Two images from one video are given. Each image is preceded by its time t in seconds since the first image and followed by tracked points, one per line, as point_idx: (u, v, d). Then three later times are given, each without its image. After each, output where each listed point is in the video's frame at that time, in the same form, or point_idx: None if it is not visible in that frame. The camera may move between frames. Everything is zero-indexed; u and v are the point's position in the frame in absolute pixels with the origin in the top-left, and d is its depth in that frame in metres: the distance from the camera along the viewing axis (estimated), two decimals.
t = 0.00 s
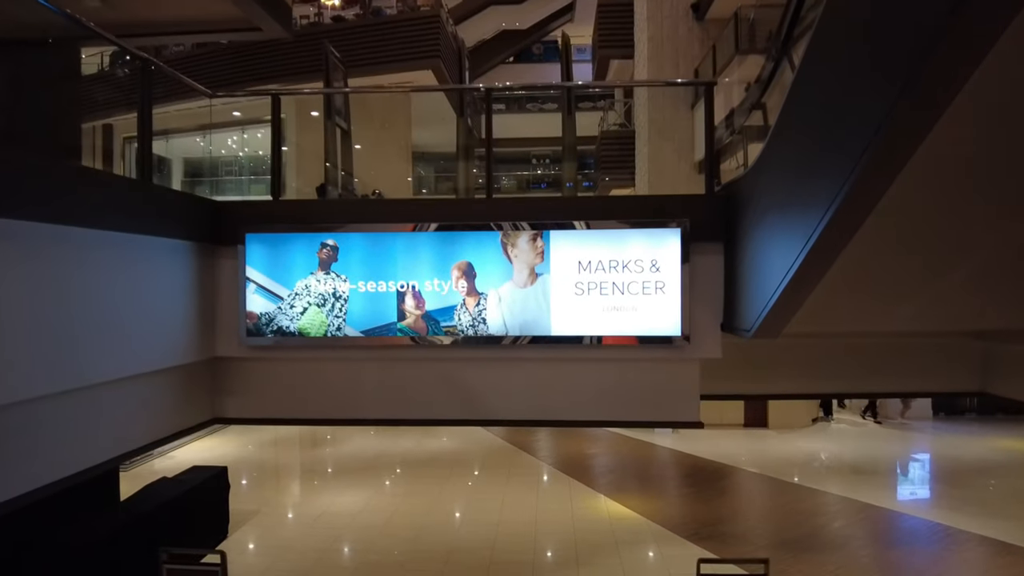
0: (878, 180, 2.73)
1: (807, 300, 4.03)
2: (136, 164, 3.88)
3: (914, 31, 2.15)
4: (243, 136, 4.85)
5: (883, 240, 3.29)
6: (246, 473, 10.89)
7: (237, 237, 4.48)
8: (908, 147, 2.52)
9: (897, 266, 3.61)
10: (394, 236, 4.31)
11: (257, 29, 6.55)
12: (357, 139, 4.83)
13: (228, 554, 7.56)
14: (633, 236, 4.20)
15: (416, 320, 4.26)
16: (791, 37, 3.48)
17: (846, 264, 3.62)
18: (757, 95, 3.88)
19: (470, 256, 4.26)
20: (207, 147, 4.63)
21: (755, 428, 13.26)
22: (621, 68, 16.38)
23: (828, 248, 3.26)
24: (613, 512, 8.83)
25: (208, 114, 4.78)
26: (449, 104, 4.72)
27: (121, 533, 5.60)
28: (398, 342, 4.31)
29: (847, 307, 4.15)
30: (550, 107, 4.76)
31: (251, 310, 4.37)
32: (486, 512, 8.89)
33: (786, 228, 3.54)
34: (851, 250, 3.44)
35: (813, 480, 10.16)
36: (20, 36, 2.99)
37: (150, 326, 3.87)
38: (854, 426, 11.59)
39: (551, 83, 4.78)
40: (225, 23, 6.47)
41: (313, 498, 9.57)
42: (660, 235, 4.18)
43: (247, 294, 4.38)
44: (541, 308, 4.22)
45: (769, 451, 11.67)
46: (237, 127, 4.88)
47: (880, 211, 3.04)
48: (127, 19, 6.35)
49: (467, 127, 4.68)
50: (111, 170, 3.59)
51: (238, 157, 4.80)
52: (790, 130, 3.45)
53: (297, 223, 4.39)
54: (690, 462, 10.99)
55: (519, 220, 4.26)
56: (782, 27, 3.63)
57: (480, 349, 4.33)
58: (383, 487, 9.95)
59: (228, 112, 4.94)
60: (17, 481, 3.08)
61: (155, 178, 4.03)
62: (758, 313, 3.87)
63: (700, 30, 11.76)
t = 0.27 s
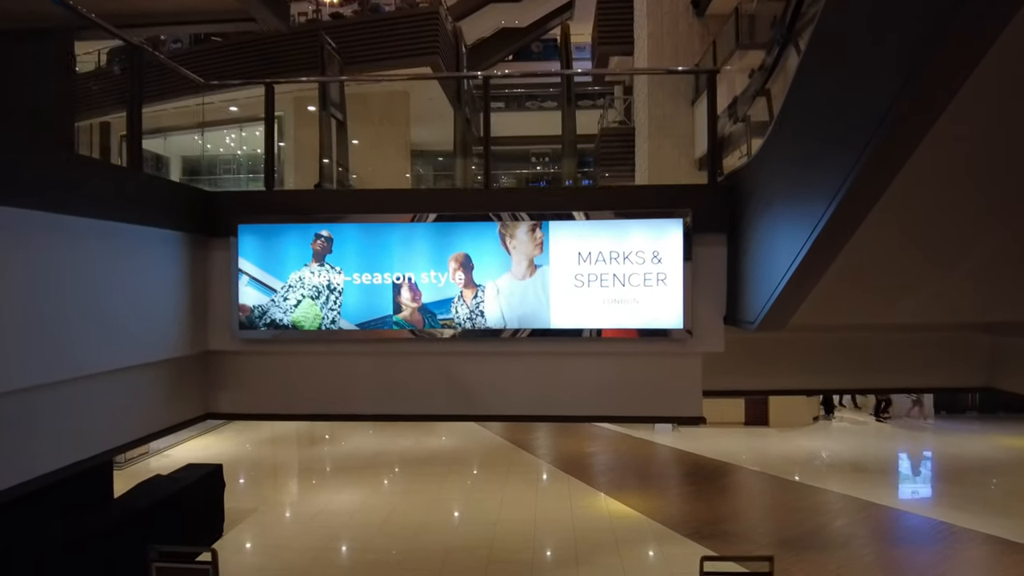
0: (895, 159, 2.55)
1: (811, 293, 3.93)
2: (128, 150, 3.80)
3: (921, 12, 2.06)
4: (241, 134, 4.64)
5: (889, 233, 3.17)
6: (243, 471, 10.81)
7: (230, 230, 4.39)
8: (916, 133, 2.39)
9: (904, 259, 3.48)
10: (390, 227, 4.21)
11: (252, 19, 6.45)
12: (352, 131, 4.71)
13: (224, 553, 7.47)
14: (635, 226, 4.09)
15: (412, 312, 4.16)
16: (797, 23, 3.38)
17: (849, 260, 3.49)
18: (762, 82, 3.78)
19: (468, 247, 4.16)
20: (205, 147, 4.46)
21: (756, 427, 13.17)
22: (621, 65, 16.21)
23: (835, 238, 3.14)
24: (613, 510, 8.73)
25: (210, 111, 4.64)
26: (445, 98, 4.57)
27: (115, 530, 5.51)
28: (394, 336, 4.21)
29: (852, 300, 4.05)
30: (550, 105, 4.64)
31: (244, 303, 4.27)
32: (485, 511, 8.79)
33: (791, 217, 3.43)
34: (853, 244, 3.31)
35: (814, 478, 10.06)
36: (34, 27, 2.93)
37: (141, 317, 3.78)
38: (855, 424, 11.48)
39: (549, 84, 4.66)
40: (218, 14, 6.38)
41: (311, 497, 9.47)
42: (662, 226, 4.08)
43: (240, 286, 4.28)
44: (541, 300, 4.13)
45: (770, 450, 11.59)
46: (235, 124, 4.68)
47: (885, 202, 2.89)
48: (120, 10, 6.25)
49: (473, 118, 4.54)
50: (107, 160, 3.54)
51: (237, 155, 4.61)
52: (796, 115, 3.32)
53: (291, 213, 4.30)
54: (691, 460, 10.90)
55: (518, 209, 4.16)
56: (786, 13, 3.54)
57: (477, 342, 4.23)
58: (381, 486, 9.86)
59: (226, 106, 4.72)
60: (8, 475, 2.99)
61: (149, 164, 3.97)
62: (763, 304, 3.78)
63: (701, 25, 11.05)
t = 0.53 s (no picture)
0: (893, 161, 2.55)
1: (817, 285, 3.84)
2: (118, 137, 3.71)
3: None
4: (239, 132, 4.48)
5: (898, 224, 3.06)
6: (241, 469, 10.73)
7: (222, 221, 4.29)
8: (930, 116, 2.28)
9: (912, 251, 3.38)
10: (385, 218, 4.11)
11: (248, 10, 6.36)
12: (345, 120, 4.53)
13: (219, 551, 7.38)
14: (636, 217, 4.00)
15: (408, 305, 4.07)
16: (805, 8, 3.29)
17: (854, 251, 3.38)
18: (766, 70, 3.69)
19: (465, 239, 4.07)
20: (201, 145, 4.38)
21: (757, 425, 13.09)
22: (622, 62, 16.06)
23: (843, 227, 3.04)
24: (613, 508, 8.64)
25: (208, 109, 4.53)
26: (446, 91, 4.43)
27: (109, 527, 5.44)
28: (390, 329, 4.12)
29: (858, 293, 3.95)
30: (550, 103, 4.50)
31: (236, 295, 4.18)
32: (484, 510, 8.70)
33: (797, 205, 3.32)
34: (859, 234, 3.21)
35: (815, 476, 9.99)
36: (25, 17, 2.84)
37: (132, 308, 3.70)
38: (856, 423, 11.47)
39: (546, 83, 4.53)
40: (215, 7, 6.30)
41: (309, 495, 9.40)
42: (664, 216, 3.99)
43: (232, 278, 4.19)
44: (540, 293, 4.03)
45: (771, 448, 11.50)
46: (235, 122, 4.55)
47: (892, 193, 2.79)
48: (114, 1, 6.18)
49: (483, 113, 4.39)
50: (100, 147, 3.49)
51: (235, 154, 4.48)
52: (802, 101, 3.21)
53: (284, 204, 4.20)
54: (692, 458, 10.82)
55: (518, 200, 4.07)
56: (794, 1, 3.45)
57: (475, 336, 4.14)
58: (380, 484, 9.78)
59: (223, 102, 4.62)
60: None
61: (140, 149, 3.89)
62: (768, 295, 3.68)
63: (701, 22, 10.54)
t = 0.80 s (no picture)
0: (905, 145, 2.46)
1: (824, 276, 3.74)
2: (103, 124, 3.61)
3: None
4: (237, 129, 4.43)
5: (908, 212, 2.97)
6: (238, 467, 10.63)
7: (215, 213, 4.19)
8: (947, 93, 2.17)
9: (920, 241, 3.28)
10: (381, 208, 4.01)
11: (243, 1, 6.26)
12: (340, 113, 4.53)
13: (215, 549, 7.28)
14: (638, 207, 3.91)
15: (405, 297, 3.97)
16: None
17: (861, 241, 3.28)
18: (771, 58, 3.62)
19: (463, 229, 3.98)
20: (201, 143, 4.35)
21: (757, 424, 13.00)
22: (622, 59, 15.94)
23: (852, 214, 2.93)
24: (614, 507, 8.55)
25: (203, 106, 4.50)
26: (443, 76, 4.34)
27: (102, 525, 5.35)
28: (385, 322, 4.03)
29: (863, 286, 3.86)
30: (549, 102, 4.47)
31: (229, 287, 4.08)
32: (483, 509, 8.60)
33: (804, 193, 3.22)
34: (867, 224, 3.09)
35: (817, 475, 9.90)
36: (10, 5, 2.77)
37: (122, 299, 3.59)
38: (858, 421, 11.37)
39: (545, 81, 4.50)
40: None
41: (306, 494, 9.30)
42: (667, 207, 3.90)
43: (225, 270, 4.09)
44: (540, 285, 3.94)
45: (771, 446, 11.42)
46: (233, 119, 4.52)
47: (903, 179, 2.70)
48: None
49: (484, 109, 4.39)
50: (88, 133, 3.39)
51: (234, 151, 4.41)
52: (809, 85, 3.11)
53: (277, 194, 4.11)
54: (692, 457, 10.73)
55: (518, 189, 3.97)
56: None
57: (472, 329, 4.04)
58: (378, 483, 9.69)
59: (216, 96, 4.59)
60: None
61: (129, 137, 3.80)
62: (774, 287, 3.58)
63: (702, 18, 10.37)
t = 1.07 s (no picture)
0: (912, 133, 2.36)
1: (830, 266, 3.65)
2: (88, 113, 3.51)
3: None
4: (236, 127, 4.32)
5: (918, 200, 2.87)
6: (236, 466, 10.54)
7: (206, 203, 4.09)
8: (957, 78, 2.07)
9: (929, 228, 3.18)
10: (377, 198, 3.92)
11: None
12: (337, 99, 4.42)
13: (211, 548, 7.20)
14: (640, 197, 3.81)
15: (401, 289, 3.88)
16: None
17: (869, 231, 3.17)
18: (776, 44, 3.52)
19: (461, 220, 3.89)
20: (201, 142, 4.24)
21: (758, 422, 12.91)
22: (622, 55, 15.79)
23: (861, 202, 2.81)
24: (614, 505, 8.46)
25: (200, 103, 4.39)
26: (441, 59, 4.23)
27: (97, 522, 5.27)
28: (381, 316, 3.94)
29: (870, 278, 3.76)
30: (549, 100, 4.48)
31: (221, 279, 3.99)
32: (483, 507, 8.50)
33: (811, 180, 3.11)
34: (876, 213, 2.99)
35: (819, 473, 9.81)
36: None
37: (109, 291, 3.48)
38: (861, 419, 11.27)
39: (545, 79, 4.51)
40: None
41: (303, 492, 9.20)
42: (670, 196, 3.81)
43: (217, 261, 4.00)
44: (539, 276, 3.85)
45: (772, 445, 11.33)
46: (230, 117, 4.40)
47: (912, 166, 2.60)
48: None
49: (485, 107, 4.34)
50: (74, 121, 3.28)
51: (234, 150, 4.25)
52: (816, 69, 2.99)
53: (269, 184, 4.01)
54: (693, 455, 10.65)
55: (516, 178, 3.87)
56: None
57: (470, 322, 3.95)
58: (376, 481, 9.59)
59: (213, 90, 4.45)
60: None
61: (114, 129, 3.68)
62: (780, 277, 3.49)
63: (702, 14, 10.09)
